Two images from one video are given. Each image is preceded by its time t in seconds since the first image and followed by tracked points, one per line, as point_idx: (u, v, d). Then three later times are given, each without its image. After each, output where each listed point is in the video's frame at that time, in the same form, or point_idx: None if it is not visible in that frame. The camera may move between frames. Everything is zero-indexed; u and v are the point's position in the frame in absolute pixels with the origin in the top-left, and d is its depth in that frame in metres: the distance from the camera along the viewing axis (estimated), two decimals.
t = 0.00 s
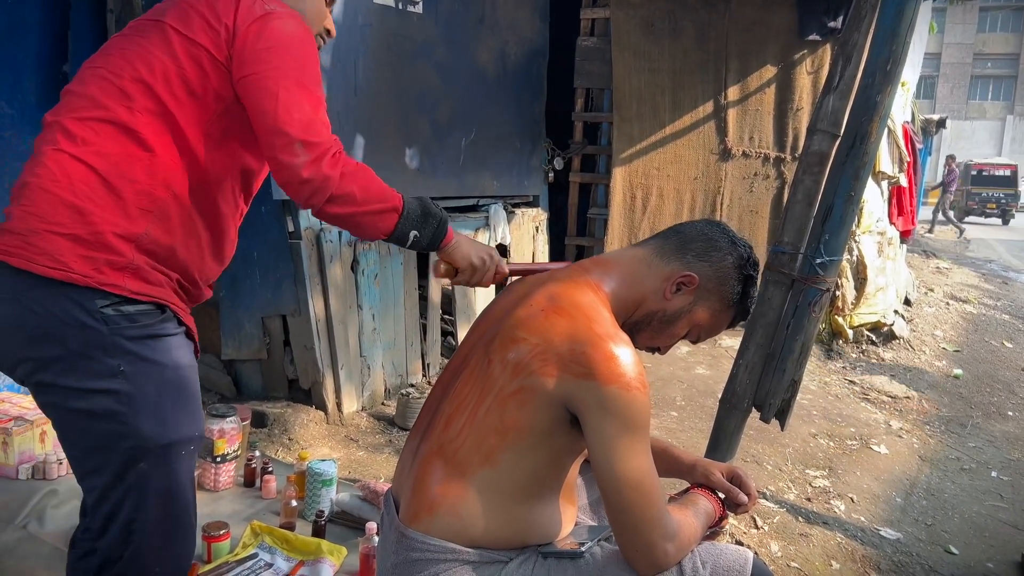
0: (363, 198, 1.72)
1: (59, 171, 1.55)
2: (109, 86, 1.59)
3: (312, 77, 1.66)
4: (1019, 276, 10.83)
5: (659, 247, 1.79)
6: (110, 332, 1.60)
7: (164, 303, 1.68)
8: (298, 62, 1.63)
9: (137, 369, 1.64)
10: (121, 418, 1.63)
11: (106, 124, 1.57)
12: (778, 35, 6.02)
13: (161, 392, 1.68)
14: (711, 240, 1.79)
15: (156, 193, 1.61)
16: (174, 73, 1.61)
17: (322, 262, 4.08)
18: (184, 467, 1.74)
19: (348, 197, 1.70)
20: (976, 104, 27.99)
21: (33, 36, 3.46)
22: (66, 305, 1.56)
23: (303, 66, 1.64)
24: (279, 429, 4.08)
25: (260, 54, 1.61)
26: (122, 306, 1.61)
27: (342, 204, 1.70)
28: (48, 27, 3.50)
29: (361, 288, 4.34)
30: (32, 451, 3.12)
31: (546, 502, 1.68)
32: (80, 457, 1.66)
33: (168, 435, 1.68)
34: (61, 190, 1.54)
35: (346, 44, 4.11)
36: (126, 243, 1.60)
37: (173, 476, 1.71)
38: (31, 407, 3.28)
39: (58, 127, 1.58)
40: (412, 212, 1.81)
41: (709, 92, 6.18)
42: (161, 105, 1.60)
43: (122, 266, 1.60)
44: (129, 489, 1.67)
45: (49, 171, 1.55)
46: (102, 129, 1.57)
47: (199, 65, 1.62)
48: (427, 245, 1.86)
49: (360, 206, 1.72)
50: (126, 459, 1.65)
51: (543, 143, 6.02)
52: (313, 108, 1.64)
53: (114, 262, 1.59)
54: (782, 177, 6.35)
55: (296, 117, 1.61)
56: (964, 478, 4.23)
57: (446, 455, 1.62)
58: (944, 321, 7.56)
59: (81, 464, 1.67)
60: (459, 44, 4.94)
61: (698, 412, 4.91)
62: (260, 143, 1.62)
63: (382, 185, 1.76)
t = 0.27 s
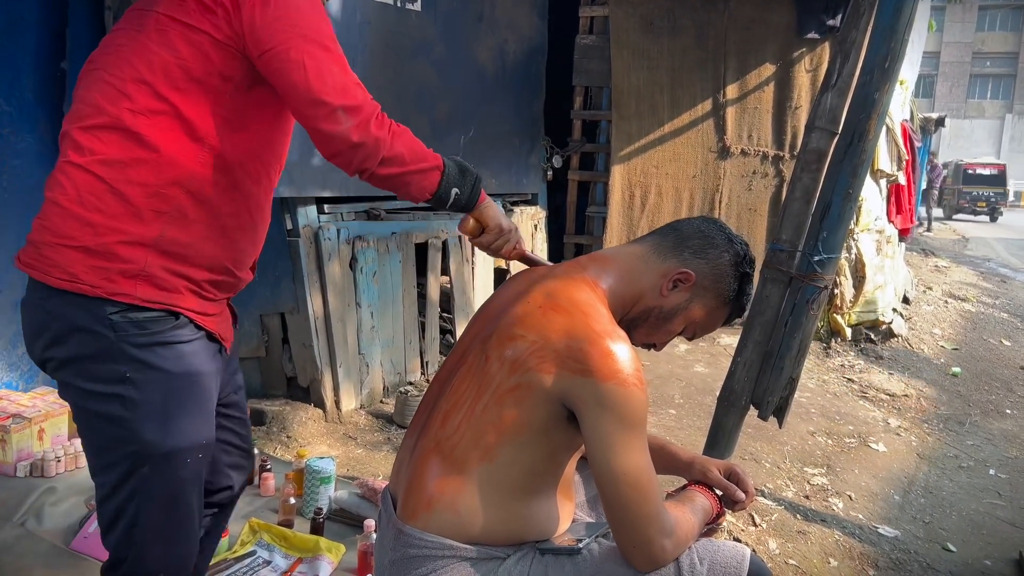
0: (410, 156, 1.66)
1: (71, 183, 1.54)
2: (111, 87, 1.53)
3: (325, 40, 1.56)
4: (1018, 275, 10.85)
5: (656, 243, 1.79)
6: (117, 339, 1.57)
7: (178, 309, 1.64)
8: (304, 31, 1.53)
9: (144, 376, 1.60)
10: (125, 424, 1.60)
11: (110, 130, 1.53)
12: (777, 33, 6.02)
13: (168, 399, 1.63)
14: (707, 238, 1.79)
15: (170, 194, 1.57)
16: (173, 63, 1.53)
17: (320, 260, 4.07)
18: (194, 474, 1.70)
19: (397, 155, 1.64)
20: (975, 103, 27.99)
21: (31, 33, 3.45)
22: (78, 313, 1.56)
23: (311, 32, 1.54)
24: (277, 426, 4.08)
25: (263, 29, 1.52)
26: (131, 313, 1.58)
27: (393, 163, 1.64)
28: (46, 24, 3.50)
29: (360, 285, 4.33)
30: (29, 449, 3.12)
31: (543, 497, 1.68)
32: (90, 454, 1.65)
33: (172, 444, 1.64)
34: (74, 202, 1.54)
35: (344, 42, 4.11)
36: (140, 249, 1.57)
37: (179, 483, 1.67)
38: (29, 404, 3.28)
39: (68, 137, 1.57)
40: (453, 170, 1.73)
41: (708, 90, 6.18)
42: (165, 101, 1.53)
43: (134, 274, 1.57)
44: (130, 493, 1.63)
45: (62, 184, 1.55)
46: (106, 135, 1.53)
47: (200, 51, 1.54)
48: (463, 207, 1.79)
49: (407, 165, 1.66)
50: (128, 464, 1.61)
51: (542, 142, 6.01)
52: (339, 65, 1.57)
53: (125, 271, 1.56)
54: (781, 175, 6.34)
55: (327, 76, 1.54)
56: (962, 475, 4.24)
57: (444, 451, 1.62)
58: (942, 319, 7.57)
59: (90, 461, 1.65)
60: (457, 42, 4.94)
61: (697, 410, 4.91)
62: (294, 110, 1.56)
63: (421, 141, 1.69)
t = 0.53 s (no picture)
0: (410, 154, 1.65)
1: (107, 180, 1.57)
2: (137, 82, 1.54)
3: (338, 29, 1.56)
4: (1016, 273, 10.85)
5: (654, 242, 1.79)
6: (150, 332, 1.59)
7: (211, 301, 1.66)
8: (318, 19, 1.53)
9: (175, 369, 1.62)
10: (155, 414, 1.61)
11: (141, 126, 1.55)
12: (775, 31, 6.02)
13: (197, 393, 1.64)
14: (706, 237, 1.79)
15: (201, 186, 1.59)
16: (196, 55, 1.54)
17: (319, 258, 4.07)
18: (219, 467, 1.70)
19: (398, 154, 1.64)
20: (973, 102, 27.99)
21: (29, 31, 3.45)
22: (115, 305, 1.59)
23: (325, 21, 1.54)
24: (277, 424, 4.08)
25: (280, 18, 1.52)
26: (165, 306, 1.60)
27: (394, 161, 1.64)
28: (44, 22, 3.49)
29: (359, 284, 4.33)
30: (28, 447, 3.11)
31: (542, 495, 1.68)
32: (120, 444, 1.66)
33: (199, 436, 1.64)
34: (109, 199, 1.57)
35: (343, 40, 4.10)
36: (175, 241, 1.60)
37: (204, 476, 1.66)
38: (27, 403, 3.28)
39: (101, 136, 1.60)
40: (454, 169, 1.71)
41: (707, 88, 6.18)
42: (192, 93, 1.54)
43: (168, 267, 1.59)
44: (155, 482, 1.63)
45: (98, 182, 1.58)
46: (136, 130, 1.55)
47: (221, 42, 1.55)
48: (462, 206, 1.77)
49: (408, 163, 1.66)
50: (154, 454, 1.61)
51: (540, 140, 6.01)
52: (348, 59, 1.57)
53: (160, 264, 1.59)
54: (779, 174, 6.32)
55: (336, 71, 1.54)
56: (960, 474, 4.25)
57: (442, 449, 1.62)
58: (940, 318, 7.58)
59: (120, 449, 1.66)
60: (456, 40, 4.93)
61: (695, 408, 4.92)
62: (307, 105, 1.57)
63: (423, 138, 1.69)
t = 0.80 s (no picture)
0: (393, 163, 1.65)
1: (156, 172, 1.64)
2: (184, 85, 1.64)
3: (350, 32, 1.60)
4: (1013, 273, 10.85)
5: (652, 239, 1.79)
6: (191, 314, 1.63)
7: (251, 290, 1.71)
8: (336, 22, 1.58)
9: (212, 351, 1.65)
10: (188, 393, 1.63)
11: (186, 123, 1.63)
12: (774, 30, 6.03)
13: (230, 375, 1.68)
14: (703, 230, 1.79)
15: (242, 178, 1.64)
16: (235, 58, 1.62)
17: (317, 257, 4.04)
18: (245, 450, 1.72)
19: (379, 163, 1.64)
20: (971, 101, 27.99)
21: (26, 29, 3.44)
22: (158, 290, 1.63)
23: (341, 23, 1.59)
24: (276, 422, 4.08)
25: (301, 19, 1.58)
26: (206, 290, 1.65)
27: (376, 169, 1.65)
28: (41, 19, 3.49)
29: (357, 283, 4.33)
30: (25, 445, 3.10)
31: (541, 494, 1.67)
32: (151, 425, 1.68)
33: (228, 416, 1.67)
34: (157, 189, 1.62)
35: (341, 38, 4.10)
36: (217, 229, 1.64)
37: (231, 457, 1.69)
38: (23, 401, 3.27)
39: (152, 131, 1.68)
40: (441, 178, 1.70)
41: (705, 87, 6.17)
42: (232, 92, 1.62)
43: (211, 253, 1.64)
44: (184, 462, 1.65)
45: (148, 174, 1.65)
46: (183, 125, 1.63)
47: (256, 44, 1.62)
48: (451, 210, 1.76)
49: (390, 171, 1.66)
50: (185, 433, 1.64)
51: (539, 138, 6.00)
52: (349, 64, 1.59)
53: (204, 251, 1.63)
54: (778, 172, 6.34)
55: (333, 78, 1.57)
56: (958, 472, 4.25)
57: (441, 448, 1.62)
58: (938, 317, 7.58)
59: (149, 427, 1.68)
60: (454, 38, 4.93)
61: (693, 407, 4.91)
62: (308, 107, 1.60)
63: (410, 149, 1.67)
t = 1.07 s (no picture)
0: (375, 146, 1.60)
1: (183, 156, 1.72)
2: (212, 75, 1.73)
3: (361, 22, 1.63)
4: (1010, 272, 10.84)
5: (647, 238, 1.76)
6: (210, 288, 1.67)
7: (269, 269, 1.74)
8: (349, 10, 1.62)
9: (230, 324, 1.68)
10: (208, 365, 1.66)
11: (212, 108, 1.71)
12: (772, 28, 6.02)
13: (248, 346, 1.70)
14: (698, 224, 1.78)
15: (262, 160, 1.70)
16: (259, 48, 1.70)
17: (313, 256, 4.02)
18: (263, 424, 1.74)
19: (360, 145, 1.59)
20: (968, 100, 27.98)
21: (21, 26, 3.40)
22: (180, 263, 1.68)
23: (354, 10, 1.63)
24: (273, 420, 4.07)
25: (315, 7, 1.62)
26: (225, 266, 1.69)
27: (358, 152, 1.59)
28: (37, 16, 3.45)
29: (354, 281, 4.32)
30: (20, 445, 3.07)
31: (540, 495, 1.66)
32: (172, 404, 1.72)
33: (247, 386, 1.69)
34: (184, 171, 1.70)
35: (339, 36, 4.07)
36: (238, 209, 1.70)
37: (248, 430, 1.70)
38: (18, 400, 3.25)
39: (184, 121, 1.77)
40: (429, 163, 1.67)
41: (704, 85, 6.16)
42: (253, 80, 1.70)
43: (231, 230, 1.69)
44: (201, 436, 1.68)
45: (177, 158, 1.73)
46: (210, 112, 1.71)
47: (279, 35, 1.69)
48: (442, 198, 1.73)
49: (373, 154, 1.60)
50: (203, 406, 1.66)
51: (537, 137, 5.98)
52: (347, 50, 1.60)
53: (223, 228, 1.68)
54: (776, 171, 6.34)
55: (325, 61, 1.58)
56: (956, 472, 4.25)
57: (439, 449, 1.60)
58: (936, 316, 7.57)
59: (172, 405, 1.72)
60: (452, 36, 4.91)
61: (691, 406, 4.90)
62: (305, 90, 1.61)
63: (395, 132, 1.63)
